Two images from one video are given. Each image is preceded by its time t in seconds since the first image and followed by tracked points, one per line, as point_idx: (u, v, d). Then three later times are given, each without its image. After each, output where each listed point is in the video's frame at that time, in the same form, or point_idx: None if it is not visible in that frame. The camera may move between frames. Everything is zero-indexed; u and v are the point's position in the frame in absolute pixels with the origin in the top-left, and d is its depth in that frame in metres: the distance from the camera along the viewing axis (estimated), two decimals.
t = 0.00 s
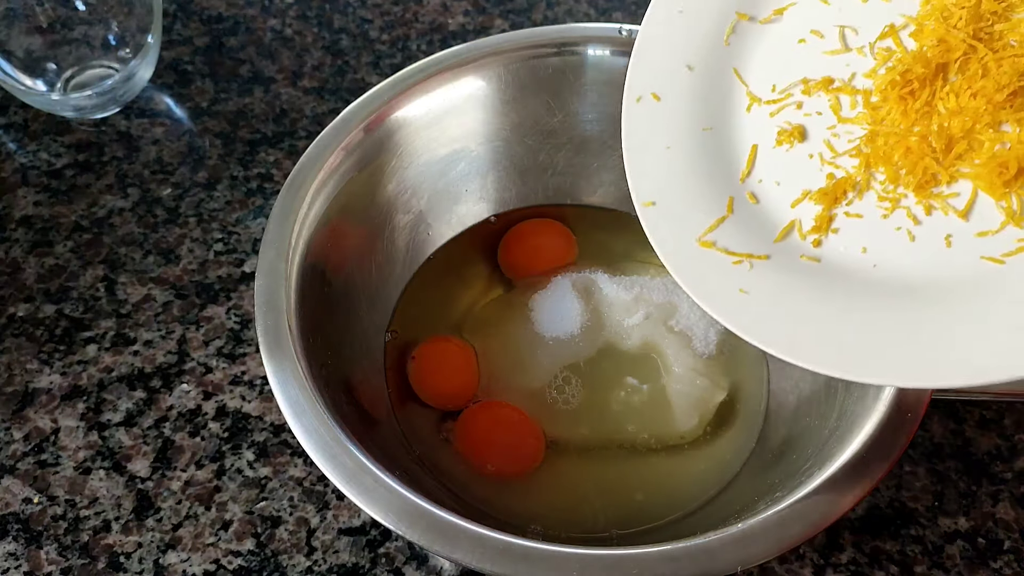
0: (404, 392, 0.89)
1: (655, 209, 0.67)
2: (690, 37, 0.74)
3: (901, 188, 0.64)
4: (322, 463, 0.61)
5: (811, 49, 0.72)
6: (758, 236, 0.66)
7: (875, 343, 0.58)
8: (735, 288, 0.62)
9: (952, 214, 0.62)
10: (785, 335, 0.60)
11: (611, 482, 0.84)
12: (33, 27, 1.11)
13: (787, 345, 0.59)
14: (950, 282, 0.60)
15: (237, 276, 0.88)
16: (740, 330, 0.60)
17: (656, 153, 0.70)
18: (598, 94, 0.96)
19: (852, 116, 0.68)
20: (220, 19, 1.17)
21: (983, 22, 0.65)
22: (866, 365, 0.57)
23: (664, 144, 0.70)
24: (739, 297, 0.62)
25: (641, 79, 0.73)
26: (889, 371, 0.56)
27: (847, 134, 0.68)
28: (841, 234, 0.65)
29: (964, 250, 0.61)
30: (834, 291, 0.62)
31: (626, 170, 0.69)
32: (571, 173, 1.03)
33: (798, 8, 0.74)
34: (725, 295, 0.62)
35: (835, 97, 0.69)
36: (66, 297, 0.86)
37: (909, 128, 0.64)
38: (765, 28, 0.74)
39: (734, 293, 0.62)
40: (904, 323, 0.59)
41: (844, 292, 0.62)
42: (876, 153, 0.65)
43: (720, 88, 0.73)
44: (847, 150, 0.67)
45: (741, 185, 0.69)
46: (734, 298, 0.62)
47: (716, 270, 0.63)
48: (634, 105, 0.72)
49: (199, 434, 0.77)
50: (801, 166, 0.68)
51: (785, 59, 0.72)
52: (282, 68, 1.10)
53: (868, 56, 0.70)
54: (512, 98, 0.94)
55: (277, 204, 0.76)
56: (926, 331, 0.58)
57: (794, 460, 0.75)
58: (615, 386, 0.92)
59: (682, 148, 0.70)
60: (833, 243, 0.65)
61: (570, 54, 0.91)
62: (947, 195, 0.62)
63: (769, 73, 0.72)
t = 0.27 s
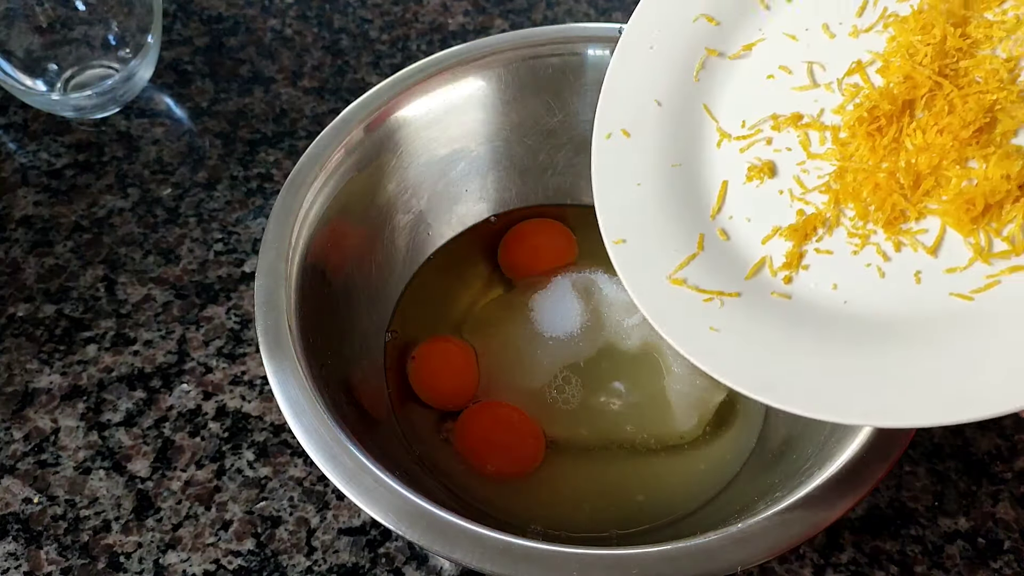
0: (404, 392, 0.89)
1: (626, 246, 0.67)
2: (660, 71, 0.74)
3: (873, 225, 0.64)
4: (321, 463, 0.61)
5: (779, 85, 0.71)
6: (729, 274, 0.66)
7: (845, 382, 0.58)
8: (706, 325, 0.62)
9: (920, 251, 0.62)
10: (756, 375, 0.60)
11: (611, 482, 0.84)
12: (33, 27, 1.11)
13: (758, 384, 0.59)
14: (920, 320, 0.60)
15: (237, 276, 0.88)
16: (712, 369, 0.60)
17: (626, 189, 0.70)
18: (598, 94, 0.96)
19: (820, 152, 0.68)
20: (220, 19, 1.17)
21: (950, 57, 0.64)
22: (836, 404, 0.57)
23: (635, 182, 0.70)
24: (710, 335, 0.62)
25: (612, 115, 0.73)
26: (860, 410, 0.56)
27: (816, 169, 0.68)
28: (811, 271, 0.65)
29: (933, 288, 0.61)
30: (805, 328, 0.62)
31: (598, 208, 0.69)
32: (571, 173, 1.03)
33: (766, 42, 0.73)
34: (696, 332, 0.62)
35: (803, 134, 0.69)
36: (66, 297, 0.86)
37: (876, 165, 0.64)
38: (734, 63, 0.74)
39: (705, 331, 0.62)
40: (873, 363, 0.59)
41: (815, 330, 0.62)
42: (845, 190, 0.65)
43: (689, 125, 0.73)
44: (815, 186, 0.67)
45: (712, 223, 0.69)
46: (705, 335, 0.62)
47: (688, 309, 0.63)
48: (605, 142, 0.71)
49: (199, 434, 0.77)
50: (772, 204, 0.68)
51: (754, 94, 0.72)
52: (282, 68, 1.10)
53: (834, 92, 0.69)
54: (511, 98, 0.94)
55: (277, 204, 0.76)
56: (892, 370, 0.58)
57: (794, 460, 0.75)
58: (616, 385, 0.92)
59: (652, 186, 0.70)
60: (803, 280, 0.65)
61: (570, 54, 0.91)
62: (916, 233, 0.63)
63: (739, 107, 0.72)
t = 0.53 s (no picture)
0: (403, 392, 0.89)
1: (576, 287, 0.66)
2: (611, 115, 0.74)
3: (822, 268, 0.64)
4: (322, 463, 0.61)
5: (726, 132, 0.72)
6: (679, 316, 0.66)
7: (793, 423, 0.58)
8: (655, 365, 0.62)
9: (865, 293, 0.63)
10: (705, 415, 0.59)
11: (611, 481, 0.84)
12: (33, 27, 1.11)
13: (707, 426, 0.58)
14: (863, 361, 0.61)
15: (237, 276, 0.88)
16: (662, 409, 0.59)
17: (577, 232, 0.69)
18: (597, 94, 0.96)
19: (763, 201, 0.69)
20: (220, 19, 1.17)
21: (892, 105, 0.65)
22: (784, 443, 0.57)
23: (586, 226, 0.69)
24: (659, 374, 0.61)
25: (562, 159, 0.72)
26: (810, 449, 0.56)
27: (765, 213, 0.68)
28: (761, 312, 0.65)
29: (879, 330, 0.62)
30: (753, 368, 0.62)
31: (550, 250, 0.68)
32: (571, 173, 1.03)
33: (714, 91, 0.74)
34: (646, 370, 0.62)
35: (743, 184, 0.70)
36: (66, 297, 0.86)
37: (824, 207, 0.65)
38: (684, 111, 0.74)
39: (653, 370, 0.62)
40: (820, 406, 0.59)
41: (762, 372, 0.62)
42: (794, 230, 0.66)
43: (637, 171, 0.73)
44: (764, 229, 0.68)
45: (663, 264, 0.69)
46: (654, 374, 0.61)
47: (637, 348, 0.63)
48: (556, 185, 0.71)
49: (199, 434, 0.77)
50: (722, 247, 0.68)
51: (701, 142, 0.73)
52: (282, 68, 1.10)
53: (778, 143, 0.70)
54: (511, 99, 0.95)
55: (277, 204, 0.76)
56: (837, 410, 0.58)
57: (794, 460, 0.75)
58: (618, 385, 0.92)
59: (602, 231, 0.70)
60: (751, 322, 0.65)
61: (570, 54, 0.91)
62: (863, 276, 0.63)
63: (691, 150, 0.73)
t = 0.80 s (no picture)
0: (404, 392, 0.89)
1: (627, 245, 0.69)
2: (676, 78, 0.75)
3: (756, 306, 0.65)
4: (322, 463, 0.61)
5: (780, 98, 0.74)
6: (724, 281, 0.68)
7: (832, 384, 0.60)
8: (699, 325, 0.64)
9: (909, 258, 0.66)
10: (748, 373, 0.61)
11: (611, 481, 0.84)
12: (33, 27, 1.11)
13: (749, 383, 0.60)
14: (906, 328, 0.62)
15: (237, 276, 0.88)
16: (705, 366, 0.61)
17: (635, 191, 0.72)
18: (597, 94, 0.96)
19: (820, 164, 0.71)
20: (220, 19, 1.17)
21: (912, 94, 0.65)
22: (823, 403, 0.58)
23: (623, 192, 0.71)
24: (699, 330, 0.64)
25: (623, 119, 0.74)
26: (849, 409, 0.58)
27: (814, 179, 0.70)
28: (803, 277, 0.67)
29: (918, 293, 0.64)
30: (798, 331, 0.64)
31: (604, 207, 0.71)
32: (571, 173, 1.03)
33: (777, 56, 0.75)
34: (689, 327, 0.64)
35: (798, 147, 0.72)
36: (66, 297, 0.86)
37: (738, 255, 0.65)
38: (746, 74, 0.76)
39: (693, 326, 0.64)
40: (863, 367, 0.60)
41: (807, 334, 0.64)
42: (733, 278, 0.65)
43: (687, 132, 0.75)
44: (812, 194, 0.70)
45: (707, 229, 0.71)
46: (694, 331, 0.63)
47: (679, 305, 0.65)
48: (616, 143, 0.73)
49: (199, 434, 0.77)
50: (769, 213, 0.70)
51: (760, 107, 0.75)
52: (282, 68, 1.10)
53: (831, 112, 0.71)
54: (511, 99, 0.95)
55: (277, 203, 0.76)
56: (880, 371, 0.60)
57: (794, 460, 0.75)
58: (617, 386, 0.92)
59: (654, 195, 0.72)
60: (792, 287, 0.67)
61: (570, 55, 0.91)
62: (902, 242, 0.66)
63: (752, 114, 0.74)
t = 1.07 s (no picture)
0: (403, 393, 0.89)
1: (604, 248, 0.72)
2: (651, 82, 0.76)
3: (723, 314, 0.66)
4: (322, 463, 0.61)
5: (754, 106, 0.72)
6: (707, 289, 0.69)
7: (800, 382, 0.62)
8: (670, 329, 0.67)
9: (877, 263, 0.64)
10: (716, 374, 0.64)
11: (610, 482, 0.84)
12: (33, 27, 1.11)
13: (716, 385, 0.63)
14: (871, 329, 0.64)
15: (237, 276, 0.88)
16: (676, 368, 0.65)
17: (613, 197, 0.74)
18: (597, 94, 0.96)
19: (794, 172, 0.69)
20: (220, 19, 1.17)
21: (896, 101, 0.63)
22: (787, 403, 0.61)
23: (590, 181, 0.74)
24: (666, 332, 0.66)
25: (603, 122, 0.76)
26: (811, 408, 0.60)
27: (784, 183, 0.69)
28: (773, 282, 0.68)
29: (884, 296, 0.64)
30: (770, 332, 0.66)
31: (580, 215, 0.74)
32: (571, 173, 1.03)
33: (752, 64, 0.73)
34: (656, 328, 0.67)
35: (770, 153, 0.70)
36: (66, 297, 0.86)
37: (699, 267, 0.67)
38: (725, 81, 0.75)
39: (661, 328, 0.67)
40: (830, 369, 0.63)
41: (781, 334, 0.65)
42: (706, 283, 0.66)
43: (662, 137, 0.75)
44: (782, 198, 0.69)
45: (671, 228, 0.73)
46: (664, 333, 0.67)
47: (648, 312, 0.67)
48: (594, 148, 0.75)
49: (199, 434, 0.77)
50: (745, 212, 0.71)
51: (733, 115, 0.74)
52: (282, 68, 1.10)
53: (803, 120, 0.69)
54: (511, 99, 0.95)
55: (277, 203, 0.76)
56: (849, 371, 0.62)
57: (794, 460, 0.75)
58: (616, 386, 0.92)
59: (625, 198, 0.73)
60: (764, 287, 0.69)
61: (570, 55, 0.92)
62: (870, 249, 0.64)
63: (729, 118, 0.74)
